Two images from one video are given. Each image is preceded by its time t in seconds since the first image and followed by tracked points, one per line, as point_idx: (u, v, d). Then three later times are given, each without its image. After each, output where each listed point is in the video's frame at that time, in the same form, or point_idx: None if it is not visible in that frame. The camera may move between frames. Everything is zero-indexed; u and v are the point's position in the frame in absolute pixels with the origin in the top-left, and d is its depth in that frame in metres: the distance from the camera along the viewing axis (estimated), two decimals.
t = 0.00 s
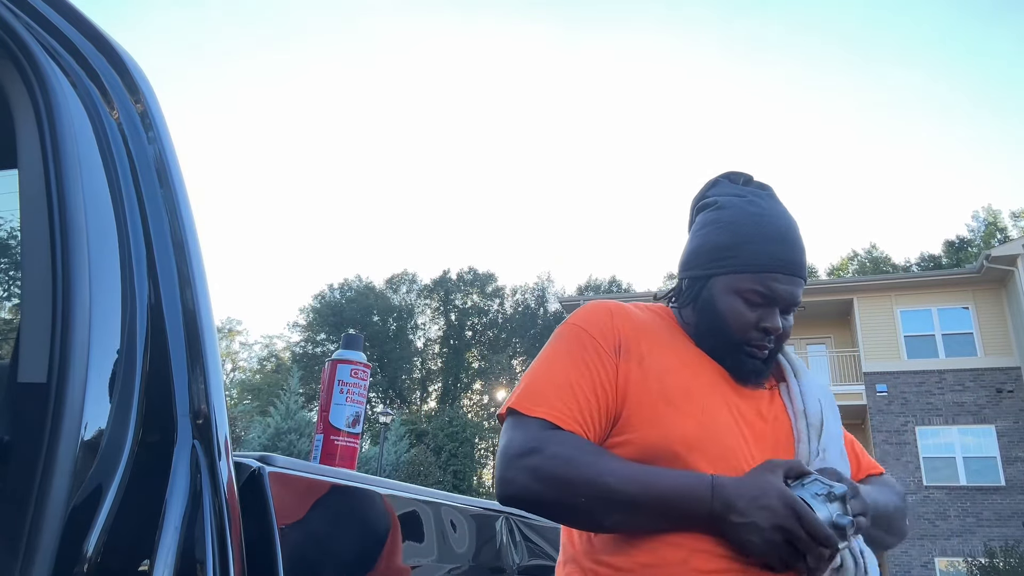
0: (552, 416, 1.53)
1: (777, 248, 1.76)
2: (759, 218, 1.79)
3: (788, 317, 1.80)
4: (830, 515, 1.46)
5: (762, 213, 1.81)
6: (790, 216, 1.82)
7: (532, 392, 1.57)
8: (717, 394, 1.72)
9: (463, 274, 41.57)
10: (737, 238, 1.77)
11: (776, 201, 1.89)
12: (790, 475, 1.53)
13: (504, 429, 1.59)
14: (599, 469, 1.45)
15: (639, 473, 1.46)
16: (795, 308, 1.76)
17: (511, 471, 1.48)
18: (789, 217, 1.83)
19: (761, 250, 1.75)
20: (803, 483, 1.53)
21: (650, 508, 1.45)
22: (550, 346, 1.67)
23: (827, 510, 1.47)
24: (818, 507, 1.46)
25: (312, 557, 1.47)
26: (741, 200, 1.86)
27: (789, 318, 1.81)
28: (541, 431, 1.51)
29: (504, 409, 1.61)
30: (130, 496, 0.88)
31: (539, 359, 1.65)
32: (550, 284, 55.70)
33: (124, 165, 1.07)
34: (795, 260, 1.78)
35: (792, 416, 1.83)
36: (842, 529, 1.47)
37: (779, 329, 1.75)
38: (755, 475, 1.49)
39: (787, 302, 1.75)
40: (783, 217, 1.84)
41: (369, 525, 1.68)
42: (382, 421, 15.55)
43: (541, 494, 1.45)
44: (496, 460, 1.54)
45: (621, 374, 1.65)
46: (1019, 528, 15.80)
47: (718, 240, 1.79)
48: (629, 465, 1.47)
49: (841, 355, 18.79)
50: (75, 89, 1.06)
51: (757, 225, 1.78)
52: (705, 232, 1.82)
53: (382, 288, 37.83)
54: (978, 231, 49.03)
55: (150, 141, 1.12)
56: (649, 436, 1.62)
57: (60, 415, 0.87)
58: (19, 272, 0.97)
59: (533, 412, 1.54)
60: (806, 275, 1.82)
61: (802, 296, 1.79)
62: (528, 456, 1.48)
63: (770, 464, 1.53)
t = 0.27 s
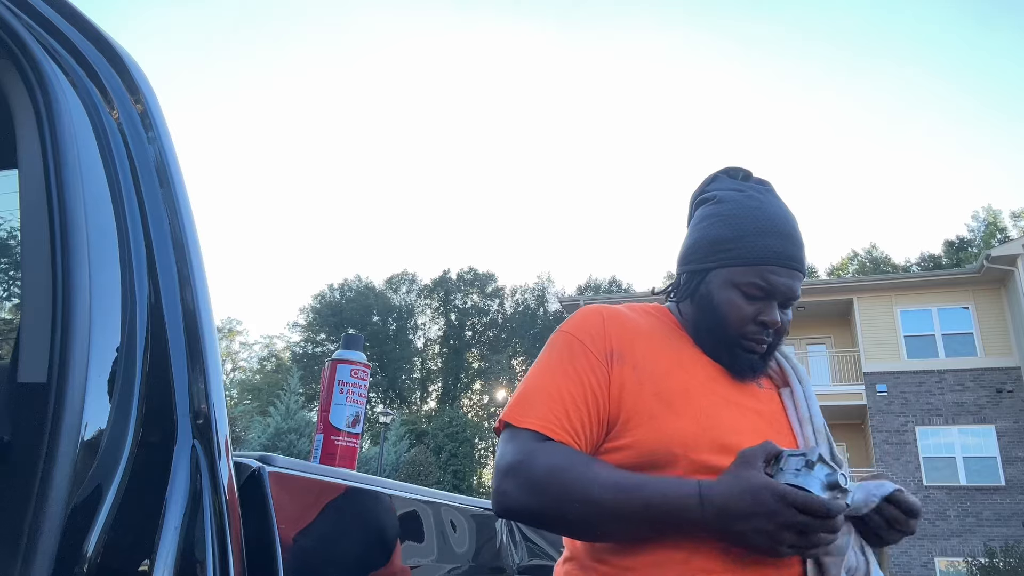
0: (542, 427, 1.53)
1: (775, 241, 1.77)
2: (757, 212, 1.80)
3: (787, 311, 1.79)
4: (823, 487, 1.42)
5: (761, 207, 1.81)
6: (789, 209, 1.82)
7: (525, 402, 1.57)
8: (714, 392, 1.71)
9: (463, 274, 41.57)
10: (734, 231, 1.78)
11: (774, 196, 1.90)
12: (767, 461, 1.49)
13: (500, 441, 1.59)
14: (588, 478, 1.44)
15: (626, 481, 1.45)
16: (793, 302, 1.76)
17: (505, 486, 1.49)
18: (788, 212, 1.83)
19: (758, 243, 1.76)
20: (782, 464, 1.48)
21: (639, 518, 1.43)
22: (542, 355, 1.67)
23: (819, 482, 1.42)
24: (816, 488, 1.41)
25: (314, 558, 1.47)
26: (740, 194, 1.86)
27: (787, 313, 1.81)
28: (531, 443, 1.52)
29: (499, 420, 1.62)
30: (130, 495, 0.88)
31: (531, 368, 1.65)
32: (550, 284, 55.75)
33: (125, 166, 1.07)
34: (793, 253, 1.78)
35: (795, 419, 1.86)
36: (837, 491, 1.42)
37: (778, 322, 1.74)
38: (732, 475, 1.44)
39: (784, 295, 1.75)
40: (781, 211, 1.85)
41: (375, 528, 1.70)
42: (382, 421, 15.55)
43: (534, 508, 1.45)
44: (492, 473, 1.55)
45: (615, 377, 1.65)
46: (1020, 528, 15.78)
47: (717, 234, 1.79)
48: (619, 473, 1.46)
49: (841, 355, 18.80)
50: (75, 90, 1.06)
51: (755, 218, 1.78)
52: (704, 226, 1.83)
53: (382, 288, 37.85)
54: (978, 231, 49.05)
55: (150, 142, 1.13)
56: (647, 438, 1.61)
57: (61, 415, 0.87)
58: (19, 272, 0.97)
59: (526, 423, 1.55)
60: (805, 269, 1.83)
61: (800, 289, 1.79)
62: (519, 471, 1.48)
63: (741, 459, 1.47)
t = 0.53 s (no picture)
0: (539, 426, 1.53)
1: (778, 240, 1.77)
2: (761, 212, 1.80)
3: (787, 311, 1.79)
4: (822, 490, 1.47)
5: (765, 207, 1.82)
6: (792, 211, 1.83)
7: (524, 401, 1.56)
8: (712, 392, 1.72)
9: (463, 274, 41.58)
10: (739, 228, 1.78)
11: (778, 197, 1.90)
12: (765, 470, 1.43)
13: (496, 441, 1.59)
14: (587, 482, 1.44)
15: (625, 486, 1.46)
16: (793, 303, 1.76)
17: (501, 488, 1.49)
18: (791, 214, 1.83)
19: (761, 242, 1.76)
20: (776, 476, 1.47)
21: (639, 522, 1.44)
22: (540, 354, 1.67)
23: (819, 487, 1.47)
24: (817, 490, 1.45)
25: (313, 558, 1.47)
26: (745, 194, 1.86)
27: (788, 312, 1.81)
28: (529, 444, 1.51)
29: (496, 420, 1.61)
30: (130, 495, 0.88)
31: (529, 369, 1.65)
32: (549, 283, 55.78)
33: (124, 165, 1.07)
34: (795, 253, 1.78)
35: (793, 420, 1.86)
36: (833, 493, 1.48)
37: (778, 320, 1.74)
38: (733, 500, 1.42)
39: (785, 294, 1.75)
40: (785, 212, 1.85)
41: (375, 531, 1.70)
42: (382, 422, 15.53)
43: (530, 511, 1.45)
44: (488, 476, 1.55)
45: (615, 377, 1.65)
46: (1020, 528, 15.78)
47: (720, 231, 1.79)
48: (617, 478, 1.47)
49: (841, 355, 18.80)
50: (74, 89, 1.06)
51: (758, 217, 1.79)
52: (708, 223, 1.83)
53: (382, 288, 37.87)
54: (978, 231, 49.08)
55: (150, 141, 1.12)
56: (646, 437, 1.61)
57: (60, 416, 0.87)
58: (19, 273, 0.97)
59: (524, 423, 1.54)
60: (806, 270, 1.83)
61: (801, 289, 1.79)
62: (516, 472, 1.47)
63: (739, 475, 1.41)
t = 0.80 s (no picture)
0: (540, 429, 1.53)
1: (779, 241, 1.77)
2: (766, 213, 1.80)
3: (785, 311, 1.79)
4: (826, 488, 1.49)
5: (770, 209, 1.82)
6: (794, 215, 1.83)
7: (523, 403, 1.56)
8: (712, 392, 1.71)
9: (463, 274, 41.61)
10: (743, 227, 1.78)
11: (783, 200, 1.90)
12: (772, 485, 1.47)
13: (497, 447, 1.58)
14: (590, 488, 1.44)
15: (629, 495, 1.45)
16: (791, 304, 1.76)
17: (503, 495, 1.48)
18: (794, 216, 1.83)
19: (763, 241, 1.76)
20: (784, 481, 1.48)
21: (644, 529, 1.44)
22: (539, 356, 1.67)
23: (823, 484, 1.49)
24: (824, 487, 1.47)
25: (314, 558, 1.48)
26: (750, 195, 1.87)
27: (786, 313, 1.81)
28: (531, 449, 1.51)
29: (496, 424, 1.61)
30: (130, 495, 0.88)
31: (528, 371, 1.64)
32: (549, 284, 55.83)
33: (124, 164, 1.07)
34: (796, 255, 1.78)
35: (788, 419, 1.85)
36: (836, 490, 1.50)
37: (776, 319, 1.74)
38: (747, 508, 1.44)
39: (785, 294, 1.75)
40: (788, 215, 1.85)
41: (376, 532, 1.69)
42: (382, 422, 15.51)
43: (534, 518, 1.45)
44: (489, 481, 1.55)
45: (615, 378, 1.65)
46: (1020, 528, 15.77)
47: (723, 230, 1.79)
48: (620, 487, 1.47)
49: (841, 355, 18.79)
50: (74, 89, 1.06)
51: (761, 218, 1.79)
52: (711, 221, 1.83)
53: (382, 288, 37.88)
54: (978, 231, 49.13)
55: (150, 141, 1.12)
56: (646, 438, 1.61)
57: (60, 416, 0.87)
58: (19, 272, 0.97)
59: (524, 427, 1.54)
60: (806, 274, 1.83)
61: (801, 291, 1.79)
62: (519, 479, 1.47)
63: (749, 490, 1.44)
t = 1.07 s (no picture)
0: (548, 429, 1.53)
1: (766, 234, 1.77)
2: (751, 208, 1.80)
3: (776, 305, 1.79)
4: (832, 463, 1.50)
5: (754, 204, 1.82)
6: (779, 209, 1.83)
7: (526, 405, 1.56)
8: (709, 389, 1.72)
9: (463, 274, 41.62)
10: (729, 223, 1.78)
11: (767, 195, 1.90)
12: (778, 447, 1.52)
13: (500, 448, 1.58)
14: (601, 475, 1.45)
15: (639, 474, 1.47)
16: (782, 296, 1.76)
17: (514, 492, 1.48)
18: (778, 210, 1.84)
19: (749, 236, 1.76)
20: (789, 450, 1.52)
21: (657, 510, 1.45)
22: (539, 357, 1.66)
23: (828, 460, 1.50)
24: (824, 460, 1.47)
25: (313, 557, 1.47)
26: (734, 192, 1.87)
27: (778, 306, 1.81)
28: (538, 446, 1.51)
29: (499, 426, 1.61)
30: (130, 494, 0.88)
31: (529, 372, 1.64)
32: (549, 284, 55.85)
33: (124, 165, 1.07)
34: (783, 248, 1.78)
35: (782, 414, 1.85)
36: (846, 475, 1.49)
37: (767, 312, 1.74)
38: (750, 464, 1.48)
39: (775, 287, 1.75)
40: (773, 209, 1.85)
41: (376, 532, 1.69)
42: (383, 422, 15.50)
43: (547, 512, 1.45)
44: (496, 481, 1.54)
45: (615, 377, 1.65)
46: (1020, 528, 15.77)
47: (710, 226, 1.79)
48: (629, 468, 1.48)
49: (841, 356, 18.79)
50: (74, 89, 1.06)
51: (747, 213, 1.79)
52: (698, 219, 1.83)
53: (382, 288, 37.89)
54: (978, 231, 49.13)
55: (149, 142, 1.12)
56: (647, 437, 1.61)
57: (60, 416, 0.87)
58: (19, 272, 0.97)
59: (529, 428, 1.54)
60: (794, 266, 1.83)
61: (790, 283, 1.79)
62: (529, 473, 1.47)
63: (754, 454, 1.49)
